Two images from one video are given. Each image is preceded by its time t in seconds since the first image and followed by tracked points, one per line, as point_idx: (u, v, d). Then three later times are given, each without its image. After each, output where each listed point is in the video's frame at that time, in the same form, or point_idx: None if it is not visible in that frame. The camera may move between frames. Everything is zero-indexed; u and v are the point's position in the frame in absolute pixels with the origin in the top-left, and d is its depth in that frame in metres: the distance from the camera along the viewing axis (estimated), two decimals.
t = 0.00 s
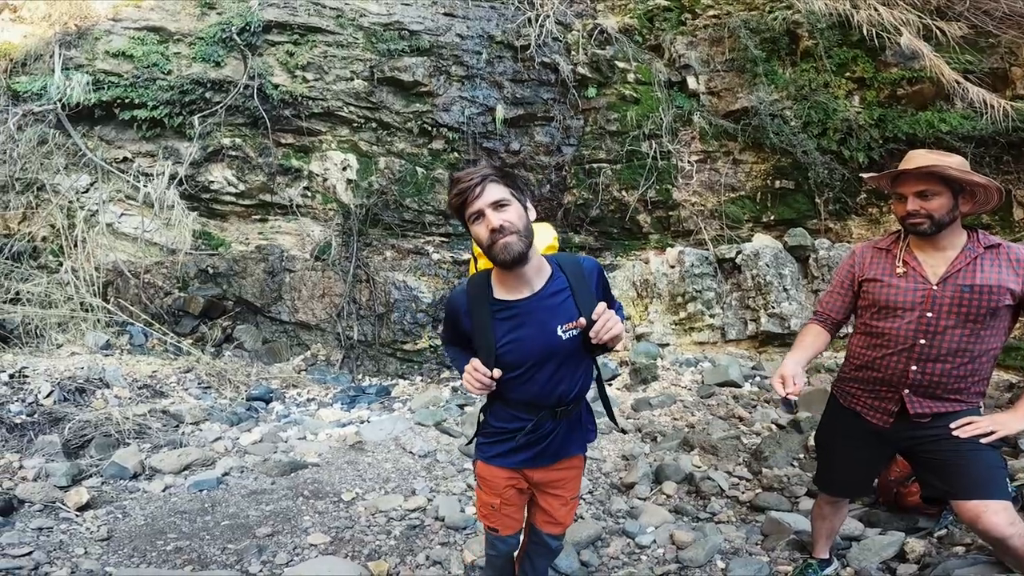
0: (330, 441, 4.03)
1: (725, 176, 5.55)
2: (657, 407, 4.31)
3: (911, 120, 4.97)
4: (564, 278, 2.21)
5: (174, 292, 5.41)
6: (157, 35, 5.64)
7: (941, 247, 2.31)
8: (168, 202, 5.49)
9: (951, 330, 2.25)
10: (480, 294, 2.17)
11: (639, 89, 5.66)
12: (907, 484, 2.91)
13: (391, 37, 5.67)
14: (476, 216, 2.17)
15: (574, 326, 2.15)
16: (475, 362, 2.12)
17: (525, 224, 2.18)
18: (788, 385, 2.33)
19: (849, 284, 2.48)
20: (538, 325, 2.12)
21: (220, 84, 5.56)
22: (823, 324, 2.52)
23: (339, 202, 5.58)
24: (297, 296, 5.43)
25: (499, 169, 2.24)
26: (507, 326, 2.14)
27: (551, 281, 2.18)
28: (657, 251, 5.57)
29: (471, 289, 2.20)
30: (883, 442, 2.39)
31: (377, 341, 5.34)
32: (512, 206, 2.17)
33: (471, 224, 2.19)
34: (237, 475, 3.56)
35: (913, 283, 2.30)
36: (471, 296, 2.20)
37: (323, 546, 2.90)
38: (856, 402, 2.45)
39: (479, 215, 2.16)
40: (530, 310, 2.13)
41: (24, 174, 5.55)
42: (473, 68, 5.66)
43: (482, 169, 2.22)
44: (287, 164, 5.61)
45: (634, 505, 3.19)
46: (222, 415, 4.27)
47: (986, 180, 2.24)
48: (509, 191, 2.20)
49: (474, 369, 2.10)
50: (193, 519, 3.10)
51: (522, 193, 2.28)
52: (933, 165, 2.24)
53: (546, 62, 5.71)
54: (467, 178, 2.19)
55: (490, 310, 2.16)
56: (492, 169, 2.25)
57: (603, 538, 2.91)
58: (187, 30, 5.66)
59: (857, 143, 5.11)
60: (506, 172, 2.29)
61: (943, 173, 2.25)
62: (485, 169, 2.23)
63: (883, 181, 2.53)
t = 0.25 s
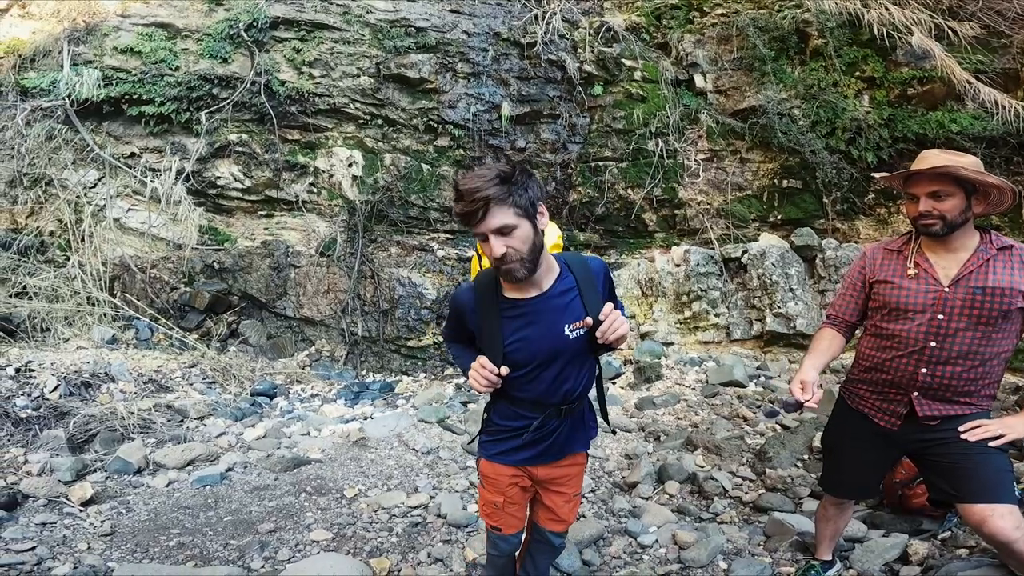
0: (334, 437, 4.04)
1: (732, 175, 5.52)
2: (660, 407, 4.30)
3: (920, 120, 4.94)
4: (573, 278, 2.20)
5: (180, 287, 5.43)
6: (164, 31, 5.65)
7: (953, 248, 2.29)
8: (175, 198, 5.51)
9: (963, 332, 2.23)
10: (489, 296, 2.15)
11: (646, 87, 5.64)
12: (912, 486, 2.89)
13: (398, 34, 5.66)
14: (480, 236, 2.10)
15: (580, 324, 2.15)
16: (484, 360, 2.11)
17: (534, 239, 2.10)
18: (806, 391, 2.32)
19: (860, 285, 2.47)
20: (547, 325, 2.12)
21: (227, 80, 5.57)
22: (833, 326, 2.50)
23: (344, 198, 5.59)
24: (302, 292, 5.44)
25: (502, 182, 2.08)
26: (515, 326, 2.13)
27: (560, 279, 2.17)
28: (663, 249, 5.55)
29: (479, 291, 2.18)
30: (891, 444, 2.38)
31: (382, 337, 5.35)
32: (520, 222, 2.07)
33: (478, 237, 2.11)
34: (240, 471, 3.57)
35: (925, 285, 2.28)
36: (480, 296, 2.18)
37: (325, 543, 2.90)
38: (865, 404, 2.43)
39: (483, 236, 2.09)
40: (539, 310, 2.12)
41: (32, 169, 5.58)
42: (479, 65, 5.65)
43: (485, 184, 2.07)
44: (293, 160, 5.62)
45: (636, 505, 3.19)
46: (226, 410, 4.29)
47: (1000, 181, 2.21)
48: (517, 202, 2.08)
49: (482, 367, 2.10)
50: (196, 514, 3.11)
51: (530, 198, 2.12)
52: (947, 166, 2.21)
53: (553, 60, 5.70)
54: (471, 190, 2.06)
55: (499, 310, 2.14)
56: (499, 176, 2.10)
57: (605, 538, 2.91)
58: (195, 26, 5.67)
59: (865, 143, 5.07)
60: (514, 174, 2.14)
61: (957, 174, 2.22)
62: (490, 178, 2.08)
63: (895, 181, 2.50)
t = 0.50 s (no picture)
0: (340, 439, 4.05)
1: (737, 174, 5.50)
2: (667, 407, 4.28)
3: (926, 117, 4.91)
4: (580, 281, 2.20)
5: (187, 289, 5.45)
6: (169, 35, 5.68)
7: (963, 245, 2.28)
8: (181, 201, 5.54)
9: (974, 330, 2.22)
10: (496, 305, 2.12)
11: (650, 87, 5.62)
12: (923, 485, 2.86)
13: (400, 36, 5.67)
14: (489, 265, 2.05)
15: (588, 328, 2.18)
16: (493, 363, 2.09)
17: (542, 281, 2.06)
18: (801, 391, 2.31)
19: (870, 283, 2.45)
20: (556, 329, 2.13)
21: (231, 83, 5.59)
22: (842, 325, 2.48)
23: (349, 200, 5.60)
24: (308, 294, 5.45)
25: (518, 232, 1.95)
26: (525, 329, 2.12)
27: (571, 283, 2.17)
28: (668, 249, 5.54)
29: (486, 298, 2.14)
30: (902, 443, 2.36)
31: (387, 339, 5.35)
32: (531, 271, 2.00)
33: (486, 271, 2.05)
34: (247, 473, 3.58)
35: (936, 282, 2.26)
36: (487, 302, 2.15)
37: (332, 544, 2.90)
38: (875, 402, 2.41)
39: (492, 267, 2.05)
40: (550, 314, 2.12)
41: (40, 173, 5.62)
42: (482, 66, 5.65)
43: (501, 234, 1.94)
44: (298, 163, 5.63)
45: (643, 505, 3.17)
46: (233, 412, 4.30)
47: (1010, 176, 2.19)
48: (530, 249, 1.98)
49: (492, 370, 2.09)
50: (204, 516, 3.12)
51: (546, 231, 2.01)
52: (955, 161, 2.19)
53: (556, 60, 5.69)
54: (484, 237, 1.94)
55: (508, 315, 2.12)
56: (514, 220, 1.96)
57: (613, 538, 2.90)
58: (199, 29, 5.70)
59: (871, 141, 5.05)
60: (532, 212, 2.00)
61: (966, 170, 2.20)
62: (505, 225, 1.95)
63: (903, 177, 2.48)
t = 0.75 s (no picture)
0: (342, 441, 4.04)
1: (739, 176, 5.49)
2: (669, 409, 4.27)
3: (929, 119, 4.90)
4: (591, 291, 2.18)
5: (189, 291, 5.45)
6: (172, 36, 5.69)
7: (972, 247, 2.27)
8: (184, 203, 5.54)
9: (983, 332, 2.20)
10: (504, 312, 2.09)
11: (652, 89, 5.62)
12: (928, 488, 2.86)
13: (402, 38, 5.68)
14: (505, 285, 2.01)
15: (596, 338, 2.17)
16: (500, 369, 2.07)
17: (558, 298, 2.04)
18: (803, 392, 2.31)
19: (876, 285, 2.43)
20: (564, 336, 2.11)
21: (234, 84, 5.60)
22: (849, 328, 2.47)
23: (351, 202, 5.60)
24: (310, 296, 5.45)
25: (540, 254, 1.91)
26: (532, 337, 2.11)
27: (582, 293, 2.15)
28: (670, 251, 5.53)
29: (494, 305, 2.11)
30: (909, 446, 2.34)
31: (389, 341, 5.34)
32: (550, 289, 1.97)
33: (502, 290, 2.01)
34: (248, 475, 3.57)
35: (944, 284, 2.25)
36: (493, 308, 2.12)
37: (333, 547, 2.89)
38: (882, 406, 2.40)
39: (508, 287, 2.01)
40: (559, 324, 2.10)
41: (43, 174, 5.62)
42: (484, 68, 5.65)
43: (522, 258, 1.89)
44: (300, 165, 5.64)
45: (646, 508, 3.16)
46: (235, 413, 4.29)
47: (1019, 178, 2.18)
48: (550, 270, 1.94)
49: (499, 376, 2.07)
50: (205, 518, 3.11)
51: (566, 252, 1.98)
52: (964, 163, 2.18)
53: (557, 62, 5.69)
54: (504, 261, 1.89)
55: (515, 322, 2.09)
56: (535, 241, 1.92)
57: (615, 541, 2.88)
58: (202, 31, 5.71)
59: (874, 143, 5.04)
60: (553, 231, 1.96)
61: (974, 172, 2.19)
62: (526, 246, 1.90)
63: (910, 178, 2.47)
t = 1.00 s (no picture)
0: (340, 444, 4.02)
1: (737, 178, 5.49)
2: (668, 411, 4.26)
3: (925, 120, 4.92)
4: (593, 300, 2.17)
5: (186, 295, 5.43)
6: (169, 39, 5.68)
7: (971, 248, 2.27)
8: (181, 206, 5.53)
9: (982, 332, 2.20)
10: (501, 314, 2.08)
11: (649, 91, 5.63)
12: (929, 489, 2.85)
13: (400, 41, 5.68)
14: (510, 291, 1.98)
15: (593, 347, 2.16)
16: (493, 370, 2.07)
17: (563, 305, 2.02)
18: (811, 393, 2.30)
19: (875, 286, 2.43)
20: (561, 342, 2.10)
21: (231, 87, 5.59)
22: (849, 329, 2.47)
23: (349, 205, 5.59)
24: (307, 299, 5.43)
25: (550, 262, 1.88)
26: (528, 340, 2.09)
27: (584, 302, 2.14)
28: (668, 254, 5.53)
29: (492, 306, 2.11)
30: (910, 447, 2.34)
31: (387, 344, 5.33)
32: (556, 297, 1.96)
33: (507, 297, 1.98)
34: (246, 478, 3.55)
35: (943, 285, 2.25)
36: (491, 309, 2.12)
37: (331, 550, 2.88)
38: (883, 407, 2.39)
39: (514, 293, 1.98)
40: (557, 330, 2.09)
41: (39, 177, 5.61)
42: (482, 71, 5.65)
43: (532, 265, 1.86)
44: (297, 168, 5.63)
45: (645, 510, 3.15)
46: (232, 417, 4.28)
47: (1017, 179, 2.18)
48: (559, 278, 1.92)
49: (492, 377, 2.07)
50: (202, 521, 3.09)
51: (574, 260, 1.96)
52: (963, 164, 2.18)
53: (555, 65, 5.70)
54: (514, 267, 1.86)
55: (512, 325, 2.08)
56: (546, 247, 1.89)
57: (615, 544, 2.87)
58: (200, 34, 5.70)
59: (870, 145, 5.05)
60: (563, 238, 1.93)
61: (973, 173, 2.19)
62: (537, 253, 1.87)
63: (909, 179, 2.47)
